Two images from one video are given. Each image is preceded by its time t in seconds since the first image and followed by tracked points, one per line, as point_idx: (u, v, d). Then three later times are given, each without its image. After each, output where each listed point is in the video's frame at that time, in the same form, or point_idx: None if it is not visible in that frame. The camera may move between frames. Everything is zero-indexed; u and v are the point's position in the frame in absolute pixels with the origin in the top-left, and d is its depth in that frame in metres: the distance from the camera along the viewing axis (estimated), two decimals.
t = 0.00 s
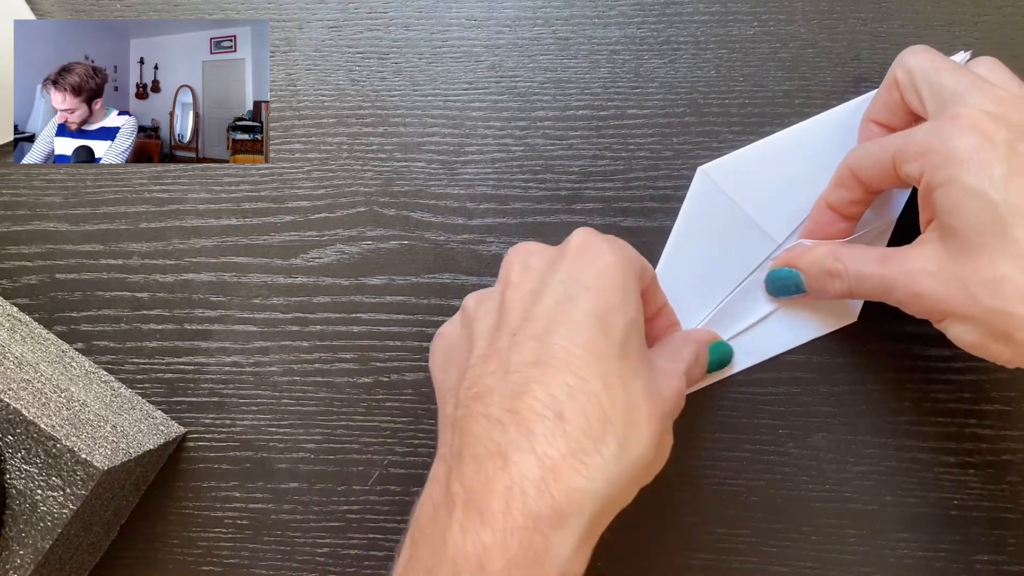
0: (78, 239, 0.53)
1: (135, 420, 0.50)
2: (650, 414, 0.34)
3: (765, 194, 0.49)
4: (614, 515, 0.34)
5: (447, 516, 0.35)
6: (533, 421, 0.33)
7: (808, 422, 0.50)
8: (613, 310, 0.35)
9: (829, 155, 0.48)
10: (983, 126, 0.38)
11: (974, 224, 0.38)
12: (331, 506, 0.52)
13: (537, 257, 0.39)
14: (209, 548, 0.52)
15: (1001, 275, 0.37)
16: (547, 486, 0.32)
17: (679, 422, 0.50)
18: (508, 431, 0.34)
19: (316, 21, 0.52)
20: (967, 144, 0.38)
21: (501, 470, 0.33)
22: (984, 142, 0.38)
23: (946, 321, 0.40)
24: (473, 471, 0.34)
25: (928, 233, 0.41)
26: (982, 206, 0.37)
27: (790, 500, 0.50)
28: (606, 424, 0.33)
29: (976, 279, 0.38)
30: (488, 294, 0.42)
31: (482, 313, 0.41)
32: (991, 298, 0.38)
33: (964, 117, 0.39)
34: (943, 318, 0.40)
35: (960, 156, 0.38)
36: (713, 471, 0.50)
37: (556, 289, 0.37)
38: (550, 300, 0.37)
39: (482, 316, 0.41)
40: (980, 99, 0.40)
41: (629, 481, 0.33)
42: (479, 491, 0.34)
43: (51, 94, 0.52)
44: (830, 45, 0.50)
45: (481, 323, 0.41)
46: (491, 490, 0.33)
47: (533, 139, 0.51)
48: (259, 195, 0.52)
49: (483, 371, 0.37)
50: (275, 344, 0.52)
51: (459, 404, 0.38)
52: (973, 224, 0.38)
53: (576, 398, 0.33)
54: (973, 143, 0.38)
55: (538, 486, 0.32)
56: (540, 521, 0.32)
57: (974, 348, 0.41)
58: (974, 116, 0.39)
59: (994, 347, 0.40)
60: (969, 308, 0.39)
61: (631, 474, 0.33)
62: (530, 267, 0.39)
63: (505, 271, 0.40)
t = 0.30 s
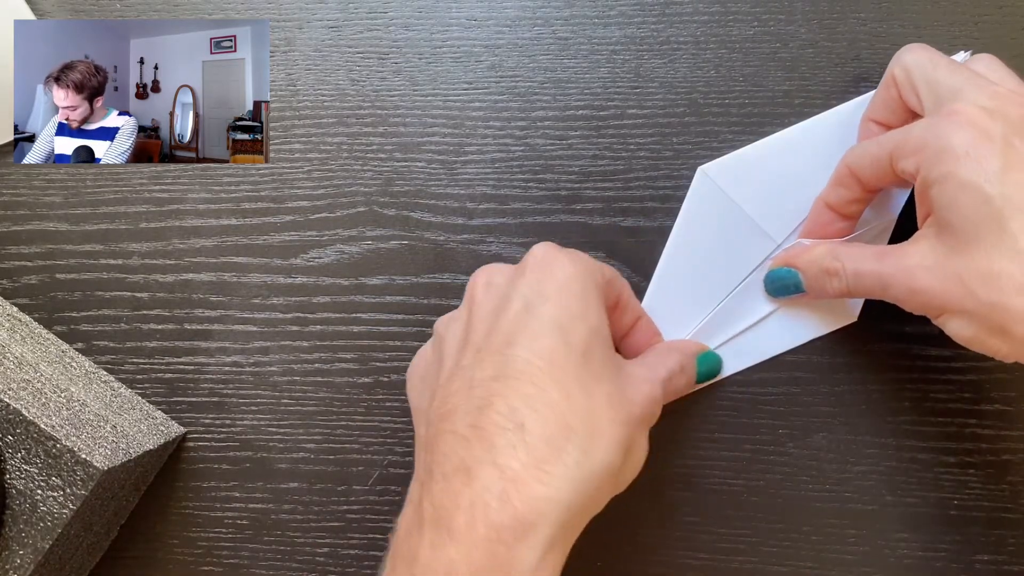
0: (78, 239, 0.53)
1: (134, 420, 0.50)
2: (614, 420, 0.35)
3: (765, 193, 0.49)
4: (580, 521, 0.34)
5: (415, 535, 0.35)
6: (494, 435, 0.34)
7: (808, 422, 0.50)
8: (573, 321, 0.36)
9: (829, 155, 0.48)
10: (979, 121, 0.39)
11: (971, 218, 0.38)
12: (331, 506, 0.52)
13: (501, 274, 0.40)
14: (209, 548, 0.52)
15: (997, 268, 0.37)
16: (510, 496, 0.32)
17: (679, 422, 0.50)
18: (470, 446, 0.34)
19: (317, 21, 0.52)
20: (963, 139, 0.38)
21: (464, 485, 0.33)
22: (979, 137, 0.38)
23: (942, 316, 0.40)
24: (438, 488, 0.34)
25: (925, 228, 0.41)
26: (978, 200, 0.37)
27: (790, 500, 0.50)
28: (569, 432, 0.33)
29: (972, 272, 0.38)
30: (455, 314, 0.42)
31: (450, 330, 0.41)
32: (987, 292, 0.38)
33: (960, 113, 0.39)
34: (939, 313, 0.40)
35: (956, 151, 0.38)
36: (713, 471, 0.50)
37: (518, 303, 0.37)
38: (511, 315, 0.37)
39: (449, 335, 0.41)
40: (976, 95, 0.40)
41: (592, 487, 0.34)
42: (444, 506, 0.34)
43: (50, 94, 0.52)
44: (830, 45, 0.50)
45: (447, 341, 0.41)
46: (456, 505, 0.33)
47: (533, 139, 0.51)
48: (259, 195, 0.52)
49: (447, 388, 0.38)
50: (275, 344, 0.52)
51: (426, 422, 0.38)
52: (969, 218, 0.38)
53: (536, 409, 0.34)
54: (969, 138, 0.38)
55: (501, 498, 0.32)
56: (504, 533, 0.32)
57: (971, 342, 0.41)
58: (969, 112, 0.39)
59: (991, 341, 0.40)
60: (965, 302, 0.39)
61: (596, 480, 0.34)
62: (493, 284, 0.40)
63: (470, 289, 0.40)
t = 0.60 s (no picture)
0: (78, 239, 0.53)
1: (135, 420, 0.50)
2: (572, 438, 0.35)
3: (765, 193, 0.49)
4: (538, 543, 0.35)
5: (375, 557, 0.35)
6: (452, 457, 0.34)
7: (808, 422, 0.50)
8: (535, 341, 0.36)
9: (828, 155, 0.49)
10: (978, 117, 0.39)
11: (970, 214, 0.38)
12: (331, 506, 0.52)
13: (470, 295, 0.41)
14: (209, 548, 0.52)
15: (996, 263, 0.37)
16: (465, 517, 0.33)
17: (679, 422, 0.50)
18: (430, 468, 0.34)
19: (317, 21, 0.52)
20: (961, 134, 0.38)
21: (422, 508, 0.34)
22: (977, 132, 0.38)
23: (941, 312, 0.40)
24: (399, 510, 0.35)
25: (924, 224, 0.41)
26: (977, 194, 0.37)
27: (790, 500, 0.50)
28: (526, 453, 0.34)
29: (971, 268, 0.38)
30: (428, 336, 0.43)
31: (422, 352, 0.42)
32: (985, 287, 0.38)
33: (959, 109, 0.39)
34: (938, 309, 0.40)
35: (954, 146, 0.38)
36: (713, 471, 0.50)
37: (483, 324, 0.38)
38: (475, 336, 0.38)
39: (422, 355, 0.42)
40: (975, 91, 0.40)
41: (548, 507, 0.34)
42: (403, 528, 0.34)
43: (51, 94, 0.52)
44: (830, 45, 0.50)
45: (419, 363, 0.42)
46: (413, 527, 0.34)
47: (534, 139, 0.51)
48: (259, 195, 0.52)
49: (414, 410, 0.38)
50: (275, 344, 0.52)
51: (394, 442, 0.39)
52: (967, 212, 0.38)
53: (493, 431, 0.34)
54: (967, 133, 0.38)
55: (457, 518, 0.33)
56: (458, 556, 0.32)
57: (969, 338, 0.41)
58: (968, 108, 0.39)
59: (990, 337, 0.40)
60: (964, 298, 0.39)
61: (553, 500, 0.34)
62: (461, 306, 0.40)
63: (441, 310, 0.41)
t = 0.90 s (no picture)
0: (78, 239, 0.53)
1: (135, 420, 0.50)
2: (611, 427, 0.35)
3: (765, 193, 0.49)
4: (581, 529, 0.35)
5: (417, 549, 0.35)
6: (494, 446, 0.34)
7: (808, 422, 0.50)
8: (568, 328, 0.36)
9: (828, 155, 0.49)
10: (979, 117, 0.39)
11: (971, 215, 0.38)
12: (331, 506, 0.52)
13: (493, 279, 0.40)
14: (209, 548, 0.52)
15: (997, 264, 0.37)
16: (513, 508, 0.33)
17: (679, 422, 0.50)
18: (471, 458, 0.34)
19: (317, 21, 0.52)
20: (963, 135, 0.38)
21: (467, 497, 0.33)
22: (979, 133, 0.38)
23: (941, 312, 0.40)
24: (440, 500, 0.35)
25: (924, 225, 0.41)
26: (978, 195, 0.37)
27: (790, 500, 0.50)
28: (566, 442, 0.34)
29: (972, 269, 0.38)
30: (447, 321, 0.42)
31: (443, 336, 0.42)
32: (986, 288, 0.38)
33: (960, 110, 0.39)
34: (938, 310, 0.40)
35: (957, 147, 0.38)
36: (713, 470, 0.50)
37: (512, 310, 0.37)
38: (506, 323, 0.37)
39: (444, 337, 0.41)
40: (976, 92, 0.40)
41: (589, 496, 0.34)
42: (447, 517, 0.34)
43: (51, 94, 0.52)
44: (830, 45, 0.50)
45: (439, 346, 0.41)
46: (459, 518, 0.33)
47: (533, 139, 0.51)
48: (259, 195, 0.52)
49: (444, 397, 0.38)
50: (275, 344, 0.52)
51: (423, 430, 0.38)
52: (968, 213, 0.38)
53: (534, 421, 0.34)
54: (969, 134, 0.38)
55: (504, 509, 0.33)
56: (508, 546, 0.32)
57: (970, 339, 0.41)
58: (969, 109, 0.39)
59: (990, 338, 0.40)
60: (965, 299, 0.39)
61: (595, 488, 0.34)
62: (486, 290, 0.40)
63: (463, 295, 0.41)
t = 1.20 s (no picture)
0: (78, 239, 0.53)
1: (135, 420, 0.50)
2: (575, 442, 0.35)
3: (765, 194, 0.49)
4: (540, 545, 0.35)
5: (377, 562, 0.34)
6: (456, 459, 0.34)
7: (808, 422, 0.50)
8: (536, 342, 0.36)
9: (828, 155, 0.49)
10: (979, 117, 0.39)
11: (971, 215, 0.38)
12: (331, 506, 0.52)
13: (467, 293, 0.40)
14: (209, 548, 0.52)
15: (997, 264, 0.37)
16: (471, 522, 0.32)
17: (679, 422, 0.50)
18: (433, 470, 0.34)
19: (317, 21, 0.52)
20: (963, 135, 0.38)
21: (426, 510, 0.33)
22: (979, 133, 0.38)
23: (942, 312, 0.40)
24: (401, 512, 0.34)
25: (925, 225, 0.41)
26: (978, 195, 0.37)
27: (790, 500, 0.50)
28: (529, 455, 0.33)
29: (972, 269, 0.38)
30: (421, 336, 0.42)
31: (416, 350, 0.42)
32: (987, 288, 0.38)
33: (960, 109, 0.39)
34: (939, 310, 0.40)
35: (956, 147, 0.38)
36: (713, 470, 0.50)
37: (483, 324, 0.38)
38: (476, 336, 0.37)
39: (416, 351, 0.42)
40: (976, 92, 0.40)
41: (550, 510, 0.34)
42: (406, 530, 0.33)
43: (51, 94, 0.52)
44: (830, 45, 0.50)
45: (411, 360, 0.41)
46: (417, 532, 0.33)
47: (534, 139, 0.51)
48: (259, 195, 0.52)
49: (412, 410, 0.38)
50: (275, 344, 0.52)
51: (389, 442, 0.38)
52: (968, 213, 0.38)
53: (497, 434, 0.34)
54: (969, 133, 0.38)
55: (462, 523, 0.32)
56: (465, 561, 0.32)
57: (971, 339, 0.41)
58: (969, 108, 0.39)
59: (990, 338, 0.40)
60: (965, 299, 0.39)
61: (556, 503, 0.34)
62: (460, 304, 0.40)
63: (436, 309, 0.41)
